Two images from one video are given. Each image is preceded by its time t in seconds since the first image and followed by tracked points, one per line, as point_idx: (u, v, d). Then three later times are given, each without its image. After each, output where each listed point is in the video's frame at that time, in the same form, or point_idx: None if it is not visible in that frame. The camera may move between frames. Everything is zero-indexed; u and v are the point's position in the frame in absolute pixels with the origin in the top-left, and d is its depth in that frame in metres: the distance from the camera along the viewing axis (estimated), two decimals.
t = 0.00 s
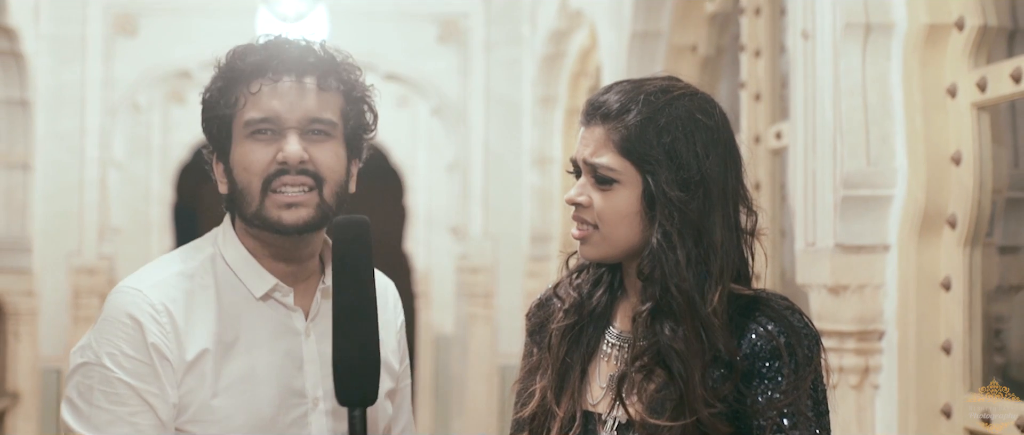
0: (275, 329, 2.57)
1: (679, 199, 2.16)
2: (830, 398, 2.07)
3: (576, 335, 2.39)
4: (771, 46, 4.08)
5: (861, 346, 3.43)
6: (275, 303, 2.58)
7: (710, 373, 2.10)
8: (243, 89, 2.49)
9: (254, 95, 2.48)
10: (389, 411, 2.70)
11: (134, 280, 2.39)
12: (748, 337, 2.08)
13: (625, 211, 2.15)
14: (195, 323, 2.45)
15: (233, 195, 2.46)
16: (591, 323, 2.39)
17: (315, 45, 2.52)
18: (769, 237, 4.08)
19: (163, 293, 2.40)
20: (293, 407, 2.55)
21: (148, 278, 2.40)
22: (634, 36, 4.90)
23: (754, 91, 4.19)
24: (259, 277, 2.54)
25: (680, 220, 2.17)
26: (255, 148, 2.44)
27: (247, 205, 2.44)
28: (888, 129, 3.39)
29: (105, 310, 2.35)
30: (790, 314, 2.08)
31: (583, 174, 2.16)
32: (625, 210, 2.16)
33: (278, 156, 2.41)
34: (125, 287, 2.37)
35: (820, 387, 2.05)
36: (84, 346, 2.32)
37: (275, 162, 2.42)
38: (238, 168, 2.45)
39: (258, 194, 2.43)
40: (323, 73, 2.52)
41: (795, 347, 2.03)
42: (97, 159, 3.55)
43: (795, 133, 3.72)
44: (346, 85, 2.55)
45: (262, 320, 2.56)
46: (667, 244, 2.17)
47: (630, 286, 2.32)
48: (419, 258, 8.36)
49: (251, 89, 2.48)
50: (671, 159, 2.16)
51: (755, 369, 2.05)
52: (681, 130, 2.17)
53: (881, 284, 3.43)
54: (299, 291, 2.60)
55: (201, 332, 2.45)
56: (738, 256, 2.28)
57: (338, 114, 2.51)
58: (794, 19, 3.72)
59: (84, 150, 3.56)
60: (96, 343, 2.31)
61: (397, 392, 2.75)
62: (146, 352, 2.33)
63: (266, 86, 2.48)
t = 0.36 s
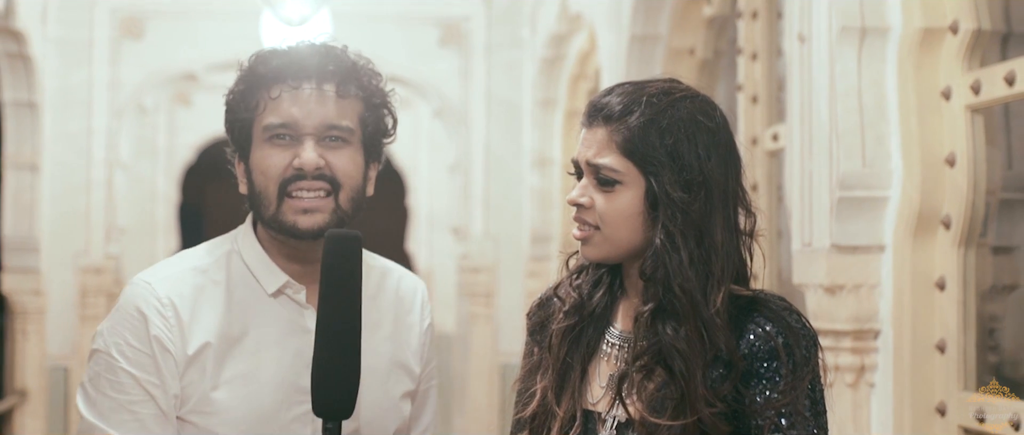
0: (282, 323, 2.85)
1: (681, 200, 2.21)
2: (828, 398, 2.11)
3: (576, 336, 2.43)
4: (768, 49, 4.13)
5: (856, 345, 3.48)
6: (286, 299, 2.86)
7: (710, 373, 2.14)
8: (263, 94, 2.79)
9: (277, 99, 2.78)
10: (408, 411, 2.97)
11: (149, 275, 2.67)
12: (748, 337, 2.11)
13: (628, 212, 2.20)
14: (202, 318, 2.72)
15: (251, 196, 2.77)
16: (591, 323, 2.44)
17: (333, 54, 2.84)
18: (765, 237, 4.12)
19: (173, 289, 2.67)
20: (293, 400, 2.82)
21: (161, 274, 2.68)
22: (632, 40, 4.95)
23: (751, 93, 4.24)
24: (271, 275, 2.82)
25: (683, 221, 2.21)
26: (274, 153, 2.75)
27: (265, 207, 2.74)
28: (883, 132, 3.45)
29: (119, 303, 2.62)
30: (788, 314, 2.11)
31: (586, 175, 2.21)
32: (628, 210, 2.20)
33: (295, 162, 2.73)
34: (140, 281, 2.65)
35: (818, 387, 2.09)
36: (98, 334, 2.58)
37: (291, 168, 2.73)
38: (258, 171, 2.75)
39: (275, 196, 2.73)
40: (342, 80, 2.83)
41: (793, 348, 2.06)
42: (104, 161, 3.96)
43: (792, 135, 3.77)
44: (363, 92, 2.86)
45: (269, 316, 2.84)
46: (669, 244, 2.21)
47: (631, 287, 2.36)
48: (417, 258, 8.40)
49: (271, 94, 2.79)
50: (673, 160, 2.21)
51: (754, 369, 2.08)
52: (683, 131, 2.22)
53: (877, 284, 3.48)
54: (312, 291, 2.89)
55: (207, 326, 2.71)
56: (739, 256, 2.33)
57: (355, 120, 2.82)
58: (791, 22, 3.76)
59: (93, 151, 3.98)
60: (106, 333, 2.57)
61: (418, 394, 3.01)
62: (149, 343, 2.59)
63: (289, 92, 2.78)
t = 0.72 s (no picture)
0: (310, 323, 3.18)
1: (674, 201, 2.25)
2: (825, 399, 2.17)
3: (576, 336, 2.49)
4: (766, 53, 4.18)
5: (853, 344, 3.53)
6: (321, 300, 3.20)
7: (704, 375, 2.19)
8: (301, 102, 3.18)
9: (311, 109, 3.17)
10: (445, 412, 3.24)
11: (191, 281, 3.06)
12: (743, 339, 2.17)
13: (622, 212, 2.26)
14: (238, 321, 3.08)
15: (291, 205, 3.13)
16: (591, 324, 2.49)
17: (367, 67, 3.22)
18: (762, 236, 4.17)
19: (213, 293, 3.06)
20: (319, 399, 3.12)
21: (202, 278, 3.07)
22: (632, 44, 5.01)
23: (749, 96, 4.29)
24: (306, 278, 3.18)
25: (674, 222, 2.26)
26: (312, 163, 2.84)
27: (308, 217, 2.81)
28: (879, 135, 3.50)
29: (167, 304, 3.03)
30: (785, 316, 2.17)
31: (583, 173, 2.28)
32: (621, 209, 2.26)
33: (329, 170, 3.09)
34: (183, 285, 3.05)
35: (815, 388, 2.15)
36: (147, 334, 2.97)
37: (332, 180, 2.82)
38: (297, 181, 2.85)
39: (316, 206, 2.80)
40: (371, 90, 3.22)
41: (789, 350, 2.13)
42: (113, 163, 3.76)
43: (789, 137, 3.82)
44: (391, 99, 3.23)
45: (304, 314, 3.18)
46: (661, 245, 2.26)
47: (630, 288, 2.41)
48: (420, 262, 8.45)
49: (307, 105, 3.17)
50: (669, 162, 2.26)
51: (751, 370, 2.14)
52: (680, 134, 2.27)
53: (873, 284, 3.53)
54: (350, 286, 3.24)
55: (242, 329, 3.08)
56: (733, 261, 2.36)
57: (386, 128, 3.21)
58: (788, 25, 3.81)
59: (98, 153, 3.72)
60: (153, 332, 2.95)
61: (457, 397, 3.27)
62: (189, 339, 2.96)
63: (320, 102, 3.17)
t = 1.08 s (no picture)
0: (328, 313, 3.24)
1: (669, 204, 2.30)
2: (820, 398, 2.21)
3: (574, 335, 2.54)
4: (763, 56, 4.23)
5: (849, 343, 3.59)
6: (338, 291, 3.26)
7: (701, 376, 2.23)
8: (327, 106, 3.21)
9: (340, 105, 3.18)
10: (454, 408, 3.34)
11: (212, 270, 3.12)
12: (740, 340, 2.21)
13: (618, 213, 2.32)
14: (257, 310, 3.15)
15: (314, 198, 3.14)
16: (589, 323, 2.54)
17: (394, 67, 3.24)
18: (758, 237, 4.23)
19: (232, 282, 3.12)
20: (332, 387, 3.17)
21: (222, 267, 3.14)
22: (631, 48, 5.09)
23: (746, 99, 4.32)
24: (324, 270, 3.22)
25: (669, 224, 2.31)
26: (337, 154, 3.14)
27: (332, 209, 3.10)
28: (874, 136, 3.55)
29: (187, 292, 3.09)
30: (782, 317, 2.21)
31: (581, 174, 2.36)
32: (618, 210, 2.32)
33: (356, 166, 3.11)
34: (204, 274, 3.10)
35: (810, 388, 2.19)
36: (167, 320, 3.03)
37: (355, 168, 3.10)
38: (320, 172, 3.14)
39: (337, 193, 3.10)
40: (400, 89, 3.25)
41: (786, 350, 2.16)
42: (120, 165, 3.87)
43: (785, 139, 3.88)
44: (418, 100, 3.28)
45: (321, 306, 3.24)
46: (656, 246, 2.31)
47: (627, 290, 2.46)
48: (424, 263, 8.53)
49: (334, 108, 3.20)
50: (665, 164, 2.31)
51: (748, 370, 2.18)
52: (677, 136, 2.32)
53: (869, 283, 3.58)
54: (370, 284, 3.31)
55: (260, 318, 3.14)
56: (730, 264, 2.41)
57: (411, 128, 3.23)
58: (785, 29, 3.87)
59: (106, 155, 3.86)
60: (172, 319, 3.01)
61: (466, 395, 3.36)
62: (207, 328, 3.03)
63: (349, 98, 3.18)
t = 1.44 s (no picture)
0: (326, 309, 2.86)
1: (657, 201, 2.17)
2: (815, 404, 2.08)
3: (564, 333, 2.48)
4: (760, 59, 4.31)
5: (845, 342, 3.64)
6: (326, 287, 2.87)
7: (682, 375, 2.09)
8: (362, 100, 2.70)
9: (350, 114, 2.71)
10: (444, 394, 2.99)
11: (198, 271, 2.74)
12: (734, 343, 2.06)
13: (606, 201, 2.20)
14: (251, 310, 2.75)
15: (338, 198, 2.71)
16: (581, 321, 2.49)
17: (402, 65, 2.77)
18: (756, 237, 4.30)
19: (219, 283, 2.73)
20: (345, 380, 2.82)
21: (209, 268, 2.75)
22: (630, 51, 5.19)
23: (744, 101, 4.41)
24: (311, 265, 2.83)
25: (654, 223, 2.18)
26: (369, 158, 2.70)
27: (361, 211, 2.68)
28: (870, 138, 3.60)
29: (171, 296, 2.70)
30: (778, 320, 2.06)
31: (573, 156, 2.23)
32: (605, 199, 2.20)
33: (395, 171, 2.67)
34: (188, 277, 2.72)
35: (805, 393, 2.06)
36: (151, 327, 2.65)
37: (393, 174, 2.68)
38: (349, 174, 2.70)
39: (376, 201, 2.68)
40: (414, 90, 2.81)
41: (781, 353, 2.01)
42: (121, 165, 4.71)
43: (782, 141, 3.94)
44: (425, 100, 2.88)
45: (315, 303, 2.84)
46: (638, 242, 2.19)
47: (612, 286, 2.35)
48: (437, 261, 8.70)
49: (371, 103, 2.70)
50: (657, 160, 2.18)
51: (740, 374, 2.03)
52: (675, 135, 2.19)
53: (864, 283, 3.63)
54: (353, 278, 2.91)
55: (257, 317, 2.75)
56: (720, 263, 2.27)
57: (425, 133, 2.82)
58: (781, 32, 3.94)
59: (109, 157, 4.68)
60: (158, 325, 2.64)
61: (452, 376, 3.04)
62: (200, 332, 2.64)
63: (360, 104, 2.70)
